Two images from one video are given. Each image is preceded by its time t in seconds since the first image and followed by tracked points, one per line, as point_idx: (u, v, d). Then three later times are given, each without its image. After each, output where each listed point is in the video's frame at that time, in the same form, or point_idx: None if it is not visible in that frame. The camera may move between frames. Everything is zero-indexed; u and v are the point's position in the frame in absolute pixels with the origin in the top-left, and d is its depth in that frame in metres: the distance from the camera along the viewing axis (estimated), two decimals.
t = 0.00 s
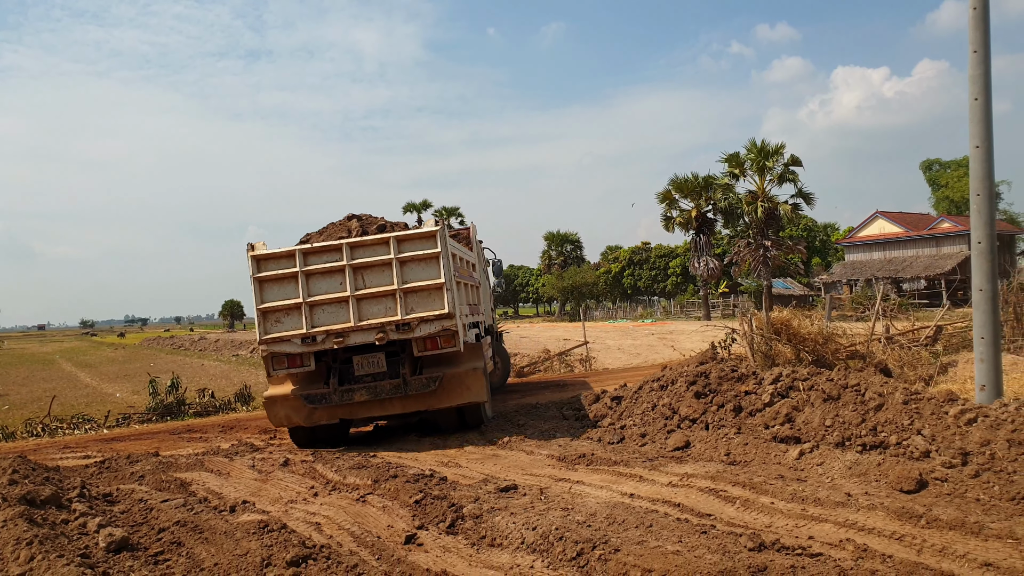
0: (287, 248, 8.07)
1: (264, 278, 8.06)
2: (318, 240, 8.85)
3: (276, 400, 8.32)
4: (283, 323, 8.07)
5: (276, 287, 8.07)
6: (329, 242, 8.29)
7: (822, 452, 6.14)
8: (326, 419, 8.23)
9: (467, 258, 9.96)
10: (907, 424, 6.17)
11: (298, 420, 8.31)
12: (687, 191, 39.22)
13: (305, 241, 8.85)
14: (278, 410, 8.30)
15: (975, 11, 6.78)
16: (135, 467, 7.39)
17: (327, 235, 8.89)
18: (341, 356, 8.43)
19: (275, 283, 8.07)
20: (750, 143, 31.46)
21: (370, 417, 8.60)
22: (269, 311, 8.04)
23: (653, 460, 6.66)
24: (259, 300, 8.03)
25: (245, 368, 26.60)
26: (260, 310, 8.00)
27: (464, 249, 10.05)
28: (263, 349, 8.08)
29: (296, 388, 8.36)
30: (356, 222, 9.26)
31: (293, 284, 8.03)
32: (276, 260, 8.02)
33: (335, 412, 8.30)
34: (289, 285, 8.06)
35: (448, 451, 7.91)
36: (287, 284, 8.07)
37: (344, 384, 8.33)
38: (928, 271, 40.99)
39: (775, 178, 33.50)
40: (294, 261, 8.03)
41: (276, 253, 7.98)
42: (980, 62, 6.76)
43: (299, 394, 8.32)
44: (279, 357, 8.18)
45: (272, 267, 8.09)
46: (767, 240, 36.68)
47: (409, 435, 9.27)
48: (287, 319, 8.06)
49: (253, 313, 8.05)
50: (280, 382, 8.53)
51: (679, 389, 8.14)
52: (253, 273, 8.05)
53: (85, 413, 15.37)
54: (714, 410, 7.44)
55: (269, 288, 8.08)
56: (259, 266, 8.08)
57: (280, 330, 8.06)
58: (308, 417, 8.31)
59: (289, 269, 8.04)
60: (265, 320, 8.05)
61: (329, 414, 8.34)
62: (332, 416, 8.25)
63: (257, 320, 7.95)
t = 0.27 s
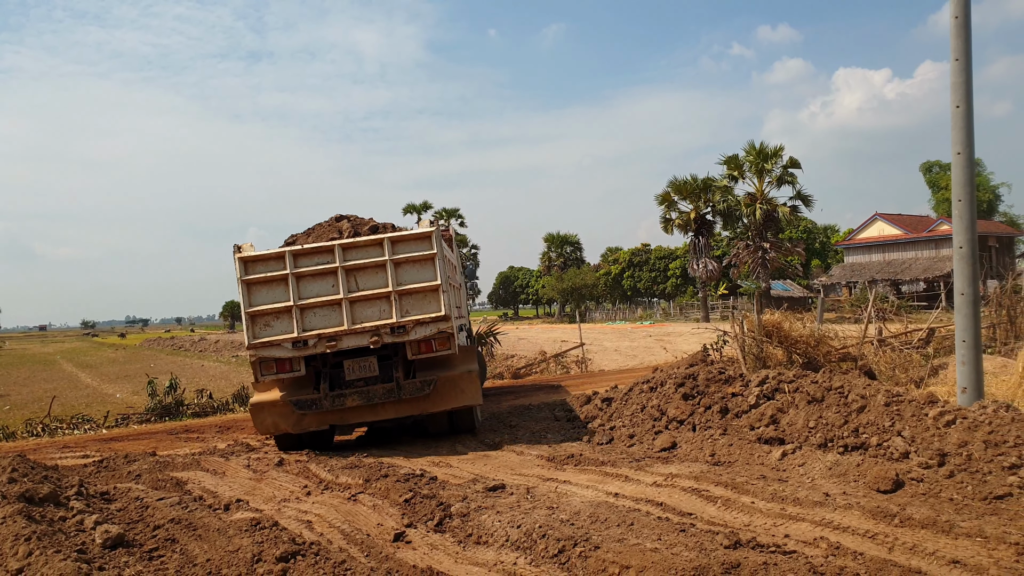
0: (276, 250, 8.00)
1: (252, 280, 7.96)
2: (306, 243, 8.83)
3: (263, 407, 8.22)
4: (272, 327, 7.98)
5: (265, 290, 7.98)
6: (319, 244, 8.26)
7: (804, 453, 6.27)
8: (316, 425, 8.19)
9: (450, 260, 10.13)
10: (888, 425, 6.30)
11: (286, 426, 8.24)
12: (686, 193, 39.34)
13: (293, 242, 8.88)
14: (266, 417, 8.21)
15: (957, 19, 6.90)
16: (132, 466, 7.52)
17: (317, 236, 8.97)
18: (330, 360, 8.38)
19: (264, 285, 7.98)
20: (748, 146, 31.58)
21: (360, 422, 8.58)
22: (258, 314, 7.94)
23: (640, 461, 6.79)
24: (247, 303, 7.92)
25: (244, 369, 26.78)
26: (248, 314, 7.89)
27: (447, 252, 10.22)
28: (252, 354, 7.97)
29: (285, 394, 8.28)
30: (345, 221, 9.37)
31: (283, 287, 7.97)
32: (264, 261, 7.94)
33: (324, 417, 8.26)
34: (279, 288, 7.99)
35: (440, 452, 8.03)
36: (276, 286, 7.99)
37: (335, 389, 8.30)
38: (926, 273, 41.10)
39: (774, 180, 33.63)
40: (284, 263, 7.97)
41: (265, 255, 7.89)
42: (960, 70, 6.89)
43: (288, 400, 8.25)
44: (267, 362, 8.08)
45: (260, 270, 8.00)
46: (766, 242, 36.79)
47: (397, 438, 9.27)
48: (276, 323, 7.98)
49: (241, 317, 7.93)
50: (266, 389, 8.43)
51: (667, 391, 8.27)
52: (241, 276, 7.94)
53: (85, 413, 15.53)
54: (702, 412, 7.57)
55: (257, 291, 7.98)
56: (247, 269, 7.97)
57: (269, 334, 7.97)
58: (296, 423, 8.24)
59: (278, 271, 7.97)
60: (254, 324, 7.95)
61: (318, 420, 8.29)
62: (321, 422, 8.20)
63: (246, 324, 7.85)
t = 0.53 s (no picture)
0: (275, 247, 8.01)
1: (250, 276, 7.96)
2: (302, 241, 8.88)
3: (258, 407, 8.24)
4: (271, 324, 8.00)
5: (264, 287, 8.00)
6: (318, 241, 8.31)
7: (789, 453, 6.43)
8: (311, 425, 8.24)
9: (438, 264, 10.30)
10: (872, 426, 6.46)
11: (281, 426, 8.27)
12: (685, 195, 39.51)
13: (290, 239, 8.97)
14: (260, 417, 8.24)
15: (941, 31, 7.09)
16: (134, 464, 7.68)
17: (315, 234, 9.08)
18: (327, 359, 8.45)
19: (263, 282, 8.00)
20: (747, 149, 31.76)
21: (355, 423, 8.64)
22: (257, 312, 7.95)
23: (630, 460, 6.96)
24: (246, 300, 7.92)
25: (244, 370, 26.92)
26: (247, 311, 7.90)
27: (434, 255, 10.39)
28: (249, 352, 7.97)
29: (280, 394, 8.31)
30: (343, 220, 9.52)
31: (282, 284, 8.00)
32: (263, 258, 7.94)
33: (321, 418, 8.32)
34: (278, 285, 8.02)
35: (437, 451, 8.19)
36: (276, 284, 8.01)
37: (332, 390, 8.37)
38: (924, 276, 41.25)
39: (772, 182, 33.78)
40: (284, 260, 7.99)
41: (265, 251, 7.90)
42: (944, 80, 7.08)
43: (284, 400, 8.29)
44: (263, 361, 8.10)
45: (258, 266, 8.00)
46: (763, 244, 36.92)
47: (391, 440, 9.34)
48: (275, 321, 8.01)
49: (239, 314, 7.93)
50: (260, 389, 8.43)
51: (659, 392, 8.45)
52: (239, 272, 7.92)
53: (86, 412, 15.70)
54: (692, 412, 7.74)
55: (255, 288, 7.98)
56: (245, 265, 7.96)
57: (268, 332, 7.99)
58: (292, 423, 8.28)
59: (277, 268, 7.99)
60: (252, 321, 7.95)
61: (314, 420, 8.34)
62: (318, 422, 8.25)
63: (244, 322, 7.84)
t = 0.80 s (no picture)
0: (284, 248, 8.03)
1: (258, 277, 7.95)
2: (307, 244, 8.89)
3: (258, 408, 8.12)
4: (277, 326, 7.98)
5: (270, 288, 7.98)
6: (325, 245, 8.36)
7: (772, 454, 6.64)
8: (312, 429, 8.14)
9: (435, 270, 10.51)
10: (852, 428, 6.68)
11: (281, 429, 8.15)
12: (682, 198, 39.77)
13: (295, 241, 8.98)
14: (260, 419, 8.11)
15: (919, 45, 7.31)
16: (137, 466, 7.89)
17: (321, 238, 9.13)
18: (330, 362, 8.39)
19: (270, 283, 7.99)
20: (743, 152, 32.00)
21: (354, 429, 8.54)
22: (262, 312, 7.92)
23: (619, 461, 7.18)
24: (252, 300, 7.89)
25: (242, 372, 27.12)
26: (253, 312, 7.87)
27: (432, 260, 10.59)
28: (253, 353, 7.92)
29: (281, 396, 8.21)
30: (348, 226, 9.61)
31: (290, 286, 8.01)
32: (272, 259, 7.95)
33: (322, 421, 8.22)
34: (285, 287, 8.02)
35: (438, 458, 8.16)
36: (283, 285, 8.02)
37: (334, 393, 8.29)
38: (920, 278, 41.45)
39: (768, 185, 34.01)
40: (292, 262, 8.01)
41: (274, 252, 7.90)
42: (923, 93, 7.31)
43: (285, 403, 8.18)
44: (267, 363, 8.05)
45: (266, 267, 8.00)
46: (759, 246, 37.16)
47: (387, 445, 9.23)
48: (280, 322, 7.99)
49: (245, 314, 7.89)
50: (259, 391, 8.33)
51: (648, 395, 8.67)
52: (246, 272, 7.90)
53: (87, 414, 15.91)
54: (680, 415, 7.97)
55: (262, 289, 7.97)
56: (253, 265, 7.95)
57: (273, 334, 7.97)
58: (292, 426, 8.17)
59: (285, 269, 8.00)
60: (257, 322, 7.92)
61: (314, 424, 8.23)
62: (319, 425, 8.14)
63: (250, 322, 7.81)
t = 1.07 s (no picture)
0: (294, 248, 7.84)
1: (267, 277, 7.77)
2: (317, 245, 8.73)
3: (261, 410, 8.03)
4: (285, 327, 7.82)
5: (279, 289, 7.81)
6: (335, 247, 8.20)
7: (759, 457, 6.81)
8: (315, 431, 8.02)
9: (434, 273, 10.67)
10: (838, 431, 6.85)
11: (283, 432, 8.04)
12: (681, 200, 39.93)
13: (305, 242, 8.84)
14: (262, 421, 8.04)
15: (906, 57, 7.47)
16: (141, 467, 8.07)
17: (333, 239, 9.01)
18: (335, 366, 8.30)
19: (279, 284, 7.82)
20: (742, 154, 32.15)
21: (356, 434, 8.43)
22: (271, 313, 7.75)
23: (611, 463, 7.37)
24: (261, 301, 7.72)
25: (243, 373, 27.31)
26: (261, 312, 7.70)
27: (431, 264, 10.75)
28: (260, 354, 7.77)
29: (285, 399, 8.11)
30: (357, 228, 9.55)
31: (299, 287, 7.84)
32: (281, 259, 7.77)
33: (324, 425, 8.11)
34: (295, 288, 7.85)
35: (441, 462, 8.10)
36: (292, 286, 7.85)
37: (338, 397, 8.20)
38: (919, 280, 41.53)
39: (767, 187, 34.15)
40: (302, 263, 7.83)
41: (284, 252, 7.73)
42: (910, 103, 7.49)
43: (289, 405, 8.08)
44: (273, 364, 7.92)
45: (275, 267, 7.81)
46: (758, 248, 37.31)
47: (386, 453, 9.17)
48: (289, 324, 7.83)
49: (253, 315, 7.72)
50: (262, 393, 8.23)
51: (642, 398, 8.85)
52: (255, 272, 7.72)
53: (91, 414, 16.13)
54: (671, 417, 8.16)
55: (271, 290, 7.80)
56: (262, 265, 7.77)
57: (281, 335, 7.81)
58: (294, 429, 8.06)
59: (295, 270, 7.82)
60: (265, 323, 7.75)
61: (316, 427, 8.13)
62: (321, 428, 8.04)
63: (259, 323, 7.64)
